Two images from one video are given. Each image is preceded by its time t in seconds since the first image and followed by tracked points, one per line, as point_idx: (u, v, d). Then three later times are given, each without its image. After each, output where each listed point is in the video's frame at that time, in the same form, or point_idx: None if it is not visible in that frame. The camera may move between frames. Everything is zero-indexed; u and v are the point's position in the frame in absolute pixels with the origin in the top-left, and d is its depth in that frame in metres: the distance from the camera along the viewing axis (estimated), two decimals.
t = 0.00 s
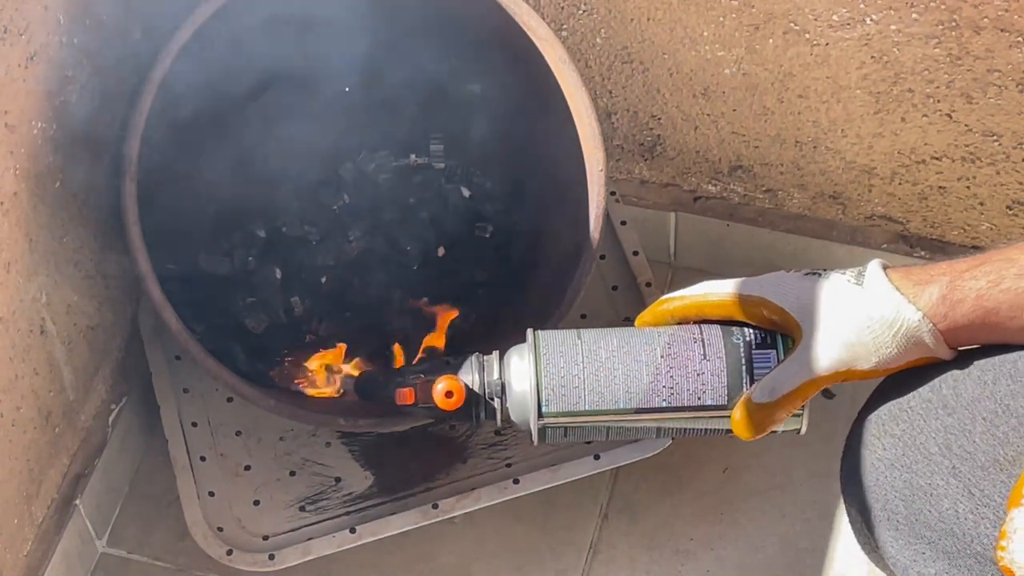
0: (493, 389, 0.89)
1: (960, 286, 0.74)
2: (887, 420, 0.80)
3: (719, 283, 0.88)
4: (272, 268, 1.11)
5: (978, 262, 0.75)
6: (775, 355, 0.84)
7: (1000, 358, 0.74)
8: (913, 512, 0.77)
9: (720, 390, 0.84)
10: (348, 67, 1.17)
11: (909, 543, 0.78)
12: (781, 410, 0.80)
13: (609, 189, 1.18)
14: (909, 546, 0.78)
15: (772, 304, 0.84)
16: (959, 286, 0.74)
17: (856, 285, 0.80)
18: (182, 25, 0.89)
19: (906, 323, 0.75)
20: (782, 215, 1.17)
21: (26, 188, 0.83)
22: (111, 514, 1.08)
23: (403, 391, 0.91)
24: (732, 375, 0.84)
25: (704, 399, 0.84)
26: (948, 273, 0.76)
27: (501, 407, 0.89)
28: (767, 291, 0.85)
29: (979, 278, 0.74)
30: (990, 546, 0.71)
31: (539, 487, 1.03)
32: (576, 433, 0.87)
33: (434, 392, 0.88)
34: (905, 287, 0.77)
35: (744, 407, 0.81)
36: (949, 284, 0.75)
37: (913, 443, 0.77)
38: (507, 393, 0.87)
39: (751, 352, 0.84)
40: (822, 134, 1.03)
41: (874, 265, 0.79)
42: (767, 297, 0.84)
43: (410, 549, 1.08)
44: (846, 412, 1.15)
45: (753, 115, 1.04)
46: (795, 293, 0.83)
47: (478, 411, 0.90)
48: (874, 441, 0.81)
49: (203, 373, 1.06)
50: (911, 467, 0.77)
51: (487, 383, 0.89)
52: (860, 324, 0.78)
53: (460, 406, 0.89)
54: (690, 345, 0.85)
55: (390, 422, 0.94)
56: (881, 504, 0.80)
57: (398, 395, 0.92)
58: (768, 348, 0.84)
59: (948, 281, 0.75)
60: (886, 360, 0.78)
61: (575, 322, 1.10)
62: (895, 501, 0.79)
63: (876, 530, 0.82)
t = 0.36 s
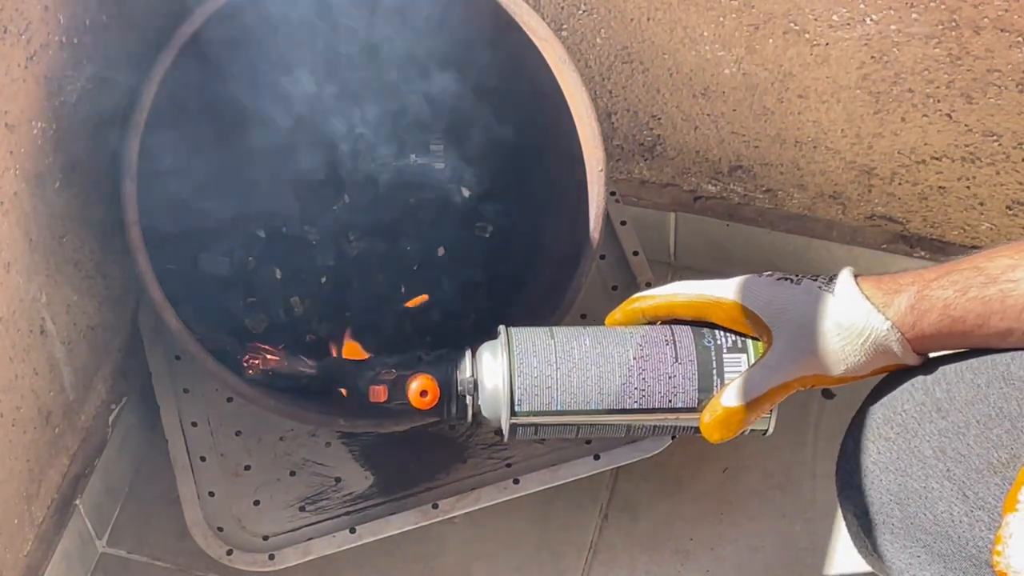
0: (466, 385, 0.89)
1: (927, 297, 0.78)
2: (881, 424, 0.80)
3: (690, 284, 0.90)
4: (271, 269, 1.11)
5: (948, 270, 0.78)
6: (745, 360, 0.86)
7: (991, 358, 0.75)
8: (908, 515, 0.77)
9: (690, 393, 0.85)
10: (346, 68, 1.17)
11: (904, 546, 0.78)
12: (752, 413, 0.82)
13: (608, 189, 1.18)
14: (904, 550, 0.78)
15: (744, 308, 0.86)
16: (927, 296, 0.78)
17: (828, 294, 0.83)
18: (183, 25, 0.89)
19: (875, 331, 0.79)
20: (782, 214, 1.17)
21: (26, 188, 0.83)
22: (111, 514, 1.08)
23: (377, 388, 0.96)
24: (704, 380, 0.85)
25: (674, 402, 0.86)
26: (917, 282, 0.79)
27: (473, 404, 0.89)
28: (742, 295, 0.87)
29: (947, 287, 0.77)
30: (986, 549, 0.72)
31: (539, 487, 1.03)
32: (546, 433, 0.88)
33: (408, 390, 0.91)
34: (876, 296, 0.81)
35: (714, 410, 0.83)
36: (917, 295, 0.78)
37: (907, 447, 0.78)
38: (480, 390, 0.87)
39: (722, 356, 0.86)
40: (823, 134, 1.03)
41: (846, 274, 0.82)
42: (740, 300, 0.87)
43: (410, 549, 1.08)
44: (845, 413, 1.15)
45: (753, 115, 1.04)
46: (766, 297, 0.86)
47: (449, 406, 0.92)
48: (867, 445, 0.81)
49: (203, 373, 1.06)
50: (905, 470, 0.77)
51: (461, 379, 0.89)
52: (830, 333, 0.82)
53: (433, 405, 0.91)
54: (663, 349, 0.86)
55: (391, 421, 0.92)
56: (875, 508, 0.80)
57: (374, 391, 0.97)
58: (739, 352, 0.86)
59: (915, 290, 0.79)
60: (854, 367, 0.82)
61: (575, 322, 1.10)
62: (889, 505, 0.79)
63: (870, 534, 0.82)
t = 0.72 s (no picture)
0: (459, 380, 0.88)
1: (919, 299, 0.78)
2: (881, 424, 0.80)
3: (683, 284, 0.91)
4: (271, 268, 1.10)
5: (940, 271, 0.79)
6: (737, 360, 0.86)
7: (991, 358, 0.76)
8: (909, 515, 0.77)
9: (682, 392, 0.85)
10: (345, 68, 1.17)
11: (905, 546, 0.78)
12: (743, 414, 0.83)
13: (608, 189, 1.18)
14: (905, 550, 0.78)
15: (738, 308, 0.87)
16: (919, 299, 0.78)
17: (825, 297, 0.84)
18: (182, 25, 0.89)
19: (869, 335, 0.80)
20: (782, 214, 1.17)
21: (26, 188, 0.83)
22: (111, 514, 1.08)
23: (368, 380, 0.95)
24: (696, 380, 0.85)
25: (666, 401, 0.86)
26: (909, 285, 0.80)
27: (466, 398, 0.88)
28: (736, 295, 0.88)
29: (940, 290, 0.78)
30: (987, 548, 0.71)
31: (538, 487, 1.03)
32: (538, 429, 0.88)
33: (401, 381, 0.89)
34: (870, 298, 0.81)
35: (706, 410, 0.83)
36: (909, 297, 0.79)
37: (908, 446, 0.78)
38: (472, 386, 0.87)
39: (714, 355, 0.86)
40: (822, 134, 1.03)
41: (840, 278, 0.83)
42: (733, 300, 0.88)
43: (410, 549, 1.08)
44: (844, 412, 1.15)
45: (753, 115, 1.04)
46: (761, 298, 0.87)
47: (439, 399, 0.90)
48: (868, 445, 0.82)
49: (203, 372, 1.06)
50: (906, 470, 0.77)
51: (454, 374, 0.88)
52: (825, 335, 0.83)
53: (427, 399, 0.89)
54: (657, 348, 0.86)
55: (392, 421, 0.92)
56: (877, 507, 0.80)
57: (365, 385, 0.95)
58: (731, 352, 0.86)
59: (908, 293, 0.79)
60: (846, 368, 0.83)
61: (575, 322, 1.10)
62: (890, 504, 0.79)
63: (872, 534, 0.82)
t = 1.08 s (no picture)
0: (461, 377, 0.88)
1: (922, 299, 0.79)
2: (882, 423, 0.80)
3: (687, 281, 0.91)
4: (272, 268, 1.11)
5: (942, 271, 0.80)
6: (740, 358, 0.86)
7: (992, 357, 0.75)
8: (910, 514, 0.77)
9: (685, 390, 0.85)
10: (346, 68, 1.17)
11: (907, 545, 0.78)
12: (746, 412, 0.83)
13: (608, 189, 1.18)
14: (906, 549, 0.78)
15: (741, 305, 0.87)
16: (921, 298, 0.79)
17: (827, 295, 0.85)
18: (183, 25, 0.89)
19: (871, 333, 0.80)
20: (781, 214, 1.17)
21: (26, 188, 0.83)
22: (111, 514, 1.08)
23: (371, 377, 0.95)
24: (698, 377, 0.85)
25: (668, 399, 0.86)
26: (912, 285, 0.80)
27: (468, 394, 0.89)
28: (739, 293, 0.88)
29: (942, 288, 0.78)
30: (988, 548, 0.71)
31: (538, 488, 1.03)
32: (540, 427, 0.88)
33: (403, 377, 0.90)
34: (871, 297, 0.82)
35: (709, 408, 0.83)
36: (912, 296, 0.79)
37: (910, 446, 0.77)
38: (474, 382, 0.87)
39: (717, 354, 0.86)
40: (822, 134, 1.03)
41: (842, 276, 0.83)
42: (736, 298, 0.88)
43: (410, 549, 1.08)
44: (845, 412, 1.15)
45: (753, 115, 1.04)
46: (763, 296, 0.87)
47: (443, 396, 0.90)
48: (869, 444, 0.82)
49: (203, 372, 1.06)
50: (907, 469, 0.77)
51: (456, 371, 0.89)
52: (827, 333, 0.83)
53: (429, 395, 0.90)
54: (659, 345, 0.86)
55: (393, 422, 0.92)
56: (879, 506, 0.80)
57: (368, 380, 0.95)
58: (734, 350, 0.86)
59: (911, 292, 0.80)
60: (849, 366, 0.83)
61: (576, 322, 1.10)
62: (891, 503, 0.79)
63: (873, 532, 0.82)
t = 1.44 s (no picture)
0: (463, 371, 0.88)
1: (925, 296, 0.79)
2: (885, 421, 0.80)
3: (691, 277, 0.91)
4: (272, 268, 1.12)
5: (945, 269, 0.80)
6: (743, 354, 0.86)
7: (994, 356, 0.75)
8: (912, 512, 0.77)
9: (688, 386, 0.85)
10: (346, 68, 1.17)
11: (908, 543, 0.78)
12: (748, 408, 0.83)
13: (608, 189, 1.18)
14: (907, 547, 0.78)
15: (744, 300, 0.87)
16: (925, 294, 0.79)
17: (831, 292, 0.85)
18: (183, 25, 0.89)
19: (874, 329, 0.81)
20: (781, 214, 1.17)
21: (26, 188, 0.83)
22: (111, 515, 1.08)
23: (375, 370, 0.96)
24: (701, 373, 0.85)
25: (671, 395, 0.86)
26: (916, 282, 0.81)
27: (470, 389, 0.88)
28: (742, 288, 0.88)
29: (945, 285, 0.79)
30: (989, 546, 0.71)
31: (538, 488, 1.03)
32: (543, 422, 0.88)
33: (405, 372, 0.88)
34: (875, 294, 0.82)
35: (712, 404, 0.84)
36: (915, 293, 0.80)
37: (911, 444, 0.77)
38: (477, 377, 0.87)
39: (720, 350, 0.86)
40: (822, 134, 1.03)
41: (846, 273, 0.84)
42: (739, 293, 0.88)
43: (411, 549, 1.08)
44: (845, 412, 1.15)
45: (753, 115, 1.04)
46: (767, 291, 0.87)
47: (445, 391, 0.90)
48: (872, 441, 0.82)
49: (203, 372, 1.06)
50: (908, 467, 0.77)
51: (459, 366, 0.88)
52: (831, 329, 0.83)
53: (431, 388, 0.89)
54: (662, 340, 0.86)
55: (392, 420, 0.92)
56: (881, 504, 0.80)
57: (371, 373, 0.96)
58: (737, 346, 0.86)
59: (914, 289, 0.80)
60: (852, 363, 0.83)
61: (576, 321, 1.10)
62: (893, 501, 0.79)
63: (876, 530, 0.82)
